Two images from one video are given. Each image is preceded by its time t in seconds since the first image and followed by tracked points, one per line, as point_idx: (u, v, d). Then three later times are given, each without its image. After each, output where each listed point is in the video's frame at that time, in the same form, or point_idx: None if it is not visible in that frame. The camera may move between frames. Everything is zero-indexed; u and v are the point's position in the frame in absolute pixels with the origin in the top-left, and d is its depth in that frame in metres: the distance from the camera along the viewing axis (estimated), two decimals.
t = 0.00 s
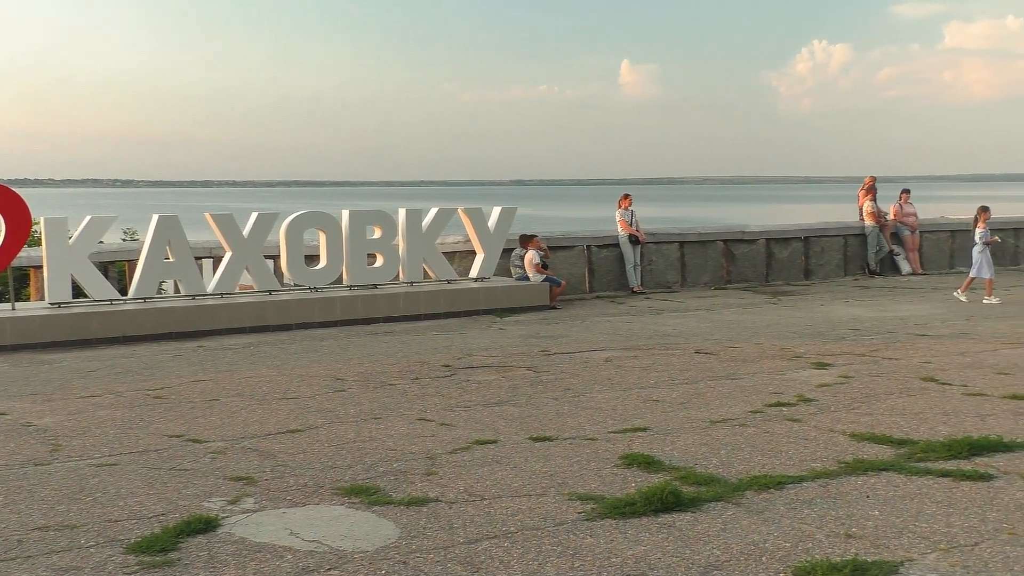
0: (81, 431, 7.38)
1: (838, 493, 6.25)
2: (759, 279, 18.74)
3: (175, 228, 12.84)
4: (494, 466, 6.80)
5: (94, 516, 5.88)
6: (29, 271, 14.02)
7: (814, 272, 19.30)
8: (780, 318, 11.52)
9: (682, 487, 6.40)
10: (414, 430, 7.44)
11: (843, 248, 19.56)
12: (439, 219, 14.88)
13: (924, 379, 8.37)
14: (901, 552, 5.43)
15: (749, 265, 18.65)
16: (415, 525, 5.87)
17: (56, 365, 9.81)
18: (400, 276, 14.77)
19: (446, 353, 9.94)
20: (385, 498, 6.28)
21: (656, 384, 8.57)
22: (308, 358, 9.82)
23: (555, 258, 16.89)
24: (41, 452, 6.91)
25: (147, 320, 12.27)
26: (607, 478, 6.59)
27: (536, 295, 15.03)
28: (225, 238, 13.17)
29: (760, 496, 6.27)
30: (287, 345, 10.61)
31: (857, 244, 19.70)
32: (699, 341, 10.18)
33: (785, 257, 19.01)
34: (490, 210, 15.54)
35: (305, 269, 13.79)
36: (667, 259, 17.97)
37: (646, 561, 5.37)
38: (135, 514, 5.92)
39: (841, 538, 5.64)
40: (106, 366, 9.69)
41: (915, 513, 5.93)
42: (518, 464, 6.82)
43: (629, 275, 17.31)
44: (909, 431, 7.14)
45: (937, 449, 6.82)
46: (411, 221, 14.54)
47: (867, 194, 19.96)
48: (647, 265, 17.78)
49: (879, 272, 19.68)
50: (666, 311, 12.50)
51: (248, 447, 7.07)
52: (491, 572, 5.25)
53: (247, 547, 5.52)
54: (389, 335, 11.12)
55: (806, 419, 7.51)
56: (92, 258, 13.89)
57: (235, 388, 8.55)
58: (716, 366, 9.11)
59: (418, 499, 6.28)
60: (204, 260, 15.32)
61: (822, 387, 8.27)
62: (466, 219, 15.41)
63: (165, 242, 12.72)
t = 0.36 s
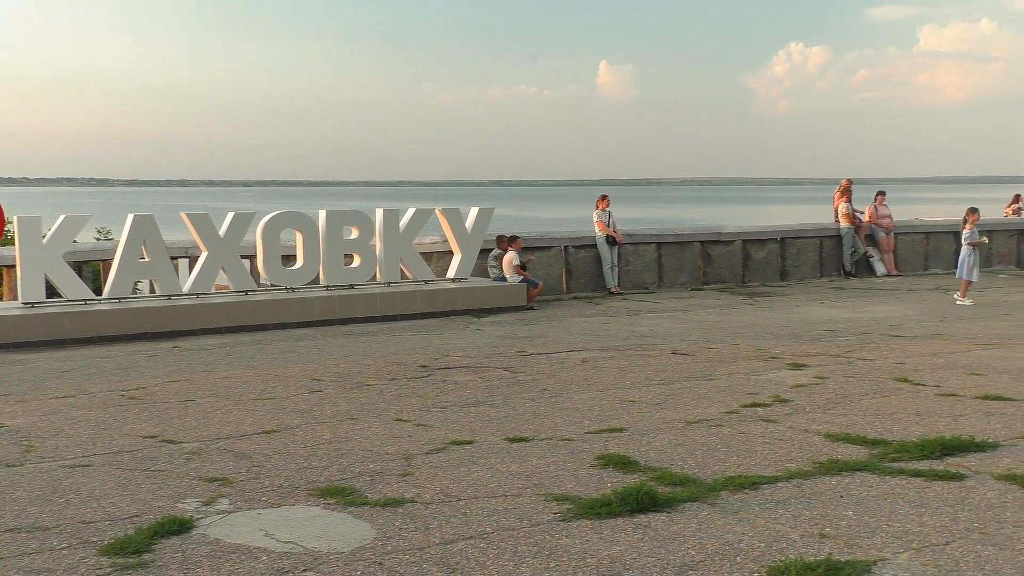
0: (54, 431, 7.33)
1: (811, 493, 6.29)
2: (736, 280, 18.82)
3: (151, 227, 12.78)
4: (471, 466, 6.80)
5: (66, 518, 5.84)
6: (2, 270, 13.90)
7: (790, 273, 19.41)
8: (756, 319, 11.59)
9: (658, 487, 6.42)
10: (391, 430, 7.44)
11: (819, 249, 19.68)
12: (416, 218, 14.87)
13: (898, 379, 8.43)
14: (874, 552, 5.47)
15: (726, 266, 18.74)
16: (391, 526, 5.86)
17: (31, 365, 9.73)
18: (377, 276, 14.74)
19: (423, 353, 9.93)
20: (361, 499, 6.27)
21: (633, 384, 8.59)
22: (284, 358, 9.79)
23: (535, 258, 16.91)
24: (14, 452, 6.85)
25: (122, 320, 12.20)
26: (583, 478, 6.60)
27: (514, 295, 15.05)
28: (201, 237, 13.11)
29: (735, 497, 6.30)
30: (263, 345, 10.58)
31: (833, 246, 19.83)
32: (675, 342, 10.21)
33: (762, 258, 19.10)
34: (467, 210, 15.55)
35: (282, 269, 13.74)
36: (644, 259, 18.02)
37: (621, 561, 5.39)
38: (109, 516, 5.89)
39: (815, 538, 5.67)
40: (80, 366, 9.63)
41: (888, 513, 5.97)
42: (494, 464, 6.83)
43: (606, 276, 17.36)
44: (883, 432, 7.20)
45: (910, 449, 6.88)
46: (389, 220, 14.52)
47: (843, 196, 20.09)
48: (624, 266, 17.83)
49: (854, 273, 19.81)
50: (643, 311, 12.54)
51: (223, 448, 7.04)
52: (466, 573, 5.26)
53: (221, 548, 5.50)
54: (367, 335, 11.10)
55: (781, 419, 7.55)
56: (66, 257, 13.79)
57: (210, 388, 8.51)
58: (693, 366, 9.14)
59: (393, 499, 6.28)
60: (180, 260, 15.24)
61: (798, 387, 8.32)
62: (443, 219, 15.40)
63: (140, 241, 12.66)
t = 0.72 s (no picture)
0: (26, 433, 7.27)
1: (785, 493, 6.33)
2: (712, 281, 18.90)
3: (125, 228, 12.71)
4: (446, 467, 6.80)
5: (38, 521, 5.80)
6: None
7: (766, 275, 19.51)
8: (732, 320, 11.65)
9: (633, 488, 6.44)
10: (367, 431, 7.43)
11: (794, 251, 19.79)
12: (393, 219, 14.85)
13: (871, 380, 8.50)
14: (847, 551, 5.50)
15: (702, 267, 18.81)
16: (366, 527, 5.85)
17: (5, 366, 9.65)
18: (354, 277, 14.71)
19: (400, 354, 9.93)
20: (337, 500, 6.26)
21: (609, 385, 8.61)
22: (259, 359, 9.75)
23: (512, 259, 16.93)
24: None
25: (96, 321, 12.11)
26: (559, 479, 6.61)
27: (491, 296, 15.06)
28: (177, 238, 13.05)
29: (710, 497, 6.32)
30: (239, 346, 10.53)
31: (808, 247, 19.94)
32: (651, 343, 10.25)
33: (737, 259, 19.18)
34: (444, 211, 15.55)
35: (257, 270, 13.69)
36: (621, 261, 18.07)
37: (596, 562, 5.40)
38: (81, 518, 5.85)
39: (789, 538, 5.71)
40: (54, 367, 9.56)
41: (861, 513, 6.01)
42: (470, 465, 6.83)
43: (583, 277, 17.40)
44: (857, 432, 7.25)
45: (884, 449, 6.93)
46: (365, 221, 14.50)
47: (817, 198, 20.22)
48: (601, 267, 17.87)
49: (829, 274, 19.94)
50: (620, 313, 12.57)
51: (197, 450, 7.00)
52: (441, 574, 5.26)
53: (195, 549, 5.48)
54: (344, 336, 11.08)
55: (756, 419, 7.59)
56: (40, 257, 13.68)
57: (185, 390, 8.47)
58: (669, 367, 9.18)
59: (369, 501, 6.27)
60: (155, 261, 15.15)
61: (773, 388, 8.36)
62: (420, 220, 15.38)
63: (114, 241, 12.59)
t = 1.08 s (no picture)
0: None
1: (761, 493, 6.36)
2: (688, 282, 18.96)
3: (99, 230, 12.63)
4: (423, 469, 6.79)
5: (11, 526, 5.75)
6: None
7: (742, 275, 19.59)
8: (709, 320, 11.69)
9: (611, 489, 6.45)
10: (344, 433, 7.41)
11: (770, 251, 19.88)
12: (370, 221, 14.82)
13: (847, 379, 8.55)
14: (823, 550, 5.54)
15: (678, 267, 18.87)
16: (343, 530, 5.83)
17: None
18: (330, 279, 14.67)
19: (377, 356, 9.91)
20: (313, 503, 6.24)
21: (587, 386, 8.63)
22: (235, 362, 9.71)
23: (491, 260, 16.93)
24: None
25: (70, 324, 12.04)
26: (536, 481, 6.62)
27: (468, 298, 15.06)
28: (151, 240, 12.98)
29: (686, 497, 6.35)
30: (215, 349, 10.48)
31: (783, 247, 20.04)
32: (628, 344, 10.27)
33: (714, 260, 19.26)
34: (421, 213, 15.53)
35: (233, 272, 13.65)
36: (597, 262, 18.12)
37: (572, 562, 5.41)
38: (55, 523, 5.80)
39: (765, 537, 5.73)
40: (28, 371, 9.48)
41: (837, 511, 6.05)
42: (447, 467, 6.83)
43: (560, 278, 17.43)
44: (833, 431, 7.29)
45: (859, 448, 6.97)
46: (341, 223, 14.46)
47: (793, 198, 20.32)
48: (578, 268, 17.90)
49: (804, 274, 20.05)
50: (597, 314, 12.60)
51: (173, 453, 6.97)
52: None
53: (170, 554, 5.45)
54: (321, 338, 11.05)
55: (732, 419, 7.63)
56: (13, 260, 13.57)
57: (160, 393, 8.42)
58: (645, 368, 9.20)
59: (345, 503, 6.25)
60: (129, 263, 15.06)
61: (749, 387, 8.40)
62: (396, 221, 15.35)
63: (88, 244, 12.50)
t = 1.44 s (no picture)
0: None
1: (737, 494, 6.39)
2: (665, 283, 19.03)
3: (74, 230, 12.54)
4: (400, 470, 6.78)
5: None
6: None
7: (719, 277, 19.67)
8: (686, 321, 11.74)
9: (587, 490, 6.46)
10: (320, 435, 7.39)
11: (747, 253, 19.98)
12: (347, 221, 14.79)
13: (823, 381, 8.60)
14: (798, 550, 5.57)
15: (656, 269, 18.93)
16: (319, 532, 5.81)
17: None
18: (307, 280, 14.63)
19: (354, 358, 9.90)
20: (289, 505, 6.22)
21: (564, 387, 8.64)
22: (211, 363, 9.66)
23: (470, 261, 16.93)
24: None
25: (44, 325, 11.95)
26: (513, 482, 6.62)
27: (446, 298, 15.06)
28: (126, 240, 12.90)
29: (663, 498, 6.37)
30: (191, 350, 10.43)
31: (760, 249, 20.14)
32: (606, 345, 10.30)
33: (691, 261, 19.33)
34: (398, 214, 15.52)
35: (209, 273, 13.59)
36: (575, 263, 18.15)
37: (549, 564, 5.42)
38: (27, 526, 5.75)
39: (741, 538, 5.76)
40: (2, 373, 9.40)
41: (812, 512, 6.08)
42: (424, 468, 6.82)
43: (538, 280, 17.45)
44: (808, 432, 7.33)
45: (834, 449, 7.02)
46: (319, 223, 14.42)
47: (770, 200, 20.44)
48: (556, 270, 17.93)
49: (781, 276, 20.17)
50: (575, 315, 12.63)
51: (148, 455, 6.92)
52: None
53: (145, 556, 5.41)
54: (298, 339, 11.01)
55: (709, 420, 7.66)
56: None
57: (135, 394, 8.38)
58: (623, 369, 9.23)
59: (321, 505, 6.23)
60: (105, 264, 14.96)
61: (726, 389, 8.44)
62: (374, 222, 15.32)
63: (63, 244, 12.42)
